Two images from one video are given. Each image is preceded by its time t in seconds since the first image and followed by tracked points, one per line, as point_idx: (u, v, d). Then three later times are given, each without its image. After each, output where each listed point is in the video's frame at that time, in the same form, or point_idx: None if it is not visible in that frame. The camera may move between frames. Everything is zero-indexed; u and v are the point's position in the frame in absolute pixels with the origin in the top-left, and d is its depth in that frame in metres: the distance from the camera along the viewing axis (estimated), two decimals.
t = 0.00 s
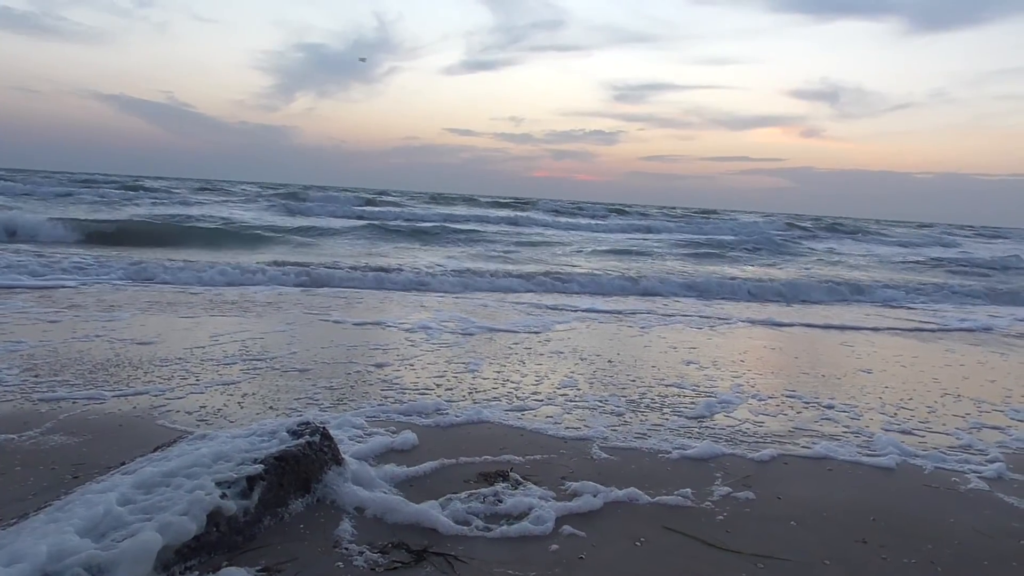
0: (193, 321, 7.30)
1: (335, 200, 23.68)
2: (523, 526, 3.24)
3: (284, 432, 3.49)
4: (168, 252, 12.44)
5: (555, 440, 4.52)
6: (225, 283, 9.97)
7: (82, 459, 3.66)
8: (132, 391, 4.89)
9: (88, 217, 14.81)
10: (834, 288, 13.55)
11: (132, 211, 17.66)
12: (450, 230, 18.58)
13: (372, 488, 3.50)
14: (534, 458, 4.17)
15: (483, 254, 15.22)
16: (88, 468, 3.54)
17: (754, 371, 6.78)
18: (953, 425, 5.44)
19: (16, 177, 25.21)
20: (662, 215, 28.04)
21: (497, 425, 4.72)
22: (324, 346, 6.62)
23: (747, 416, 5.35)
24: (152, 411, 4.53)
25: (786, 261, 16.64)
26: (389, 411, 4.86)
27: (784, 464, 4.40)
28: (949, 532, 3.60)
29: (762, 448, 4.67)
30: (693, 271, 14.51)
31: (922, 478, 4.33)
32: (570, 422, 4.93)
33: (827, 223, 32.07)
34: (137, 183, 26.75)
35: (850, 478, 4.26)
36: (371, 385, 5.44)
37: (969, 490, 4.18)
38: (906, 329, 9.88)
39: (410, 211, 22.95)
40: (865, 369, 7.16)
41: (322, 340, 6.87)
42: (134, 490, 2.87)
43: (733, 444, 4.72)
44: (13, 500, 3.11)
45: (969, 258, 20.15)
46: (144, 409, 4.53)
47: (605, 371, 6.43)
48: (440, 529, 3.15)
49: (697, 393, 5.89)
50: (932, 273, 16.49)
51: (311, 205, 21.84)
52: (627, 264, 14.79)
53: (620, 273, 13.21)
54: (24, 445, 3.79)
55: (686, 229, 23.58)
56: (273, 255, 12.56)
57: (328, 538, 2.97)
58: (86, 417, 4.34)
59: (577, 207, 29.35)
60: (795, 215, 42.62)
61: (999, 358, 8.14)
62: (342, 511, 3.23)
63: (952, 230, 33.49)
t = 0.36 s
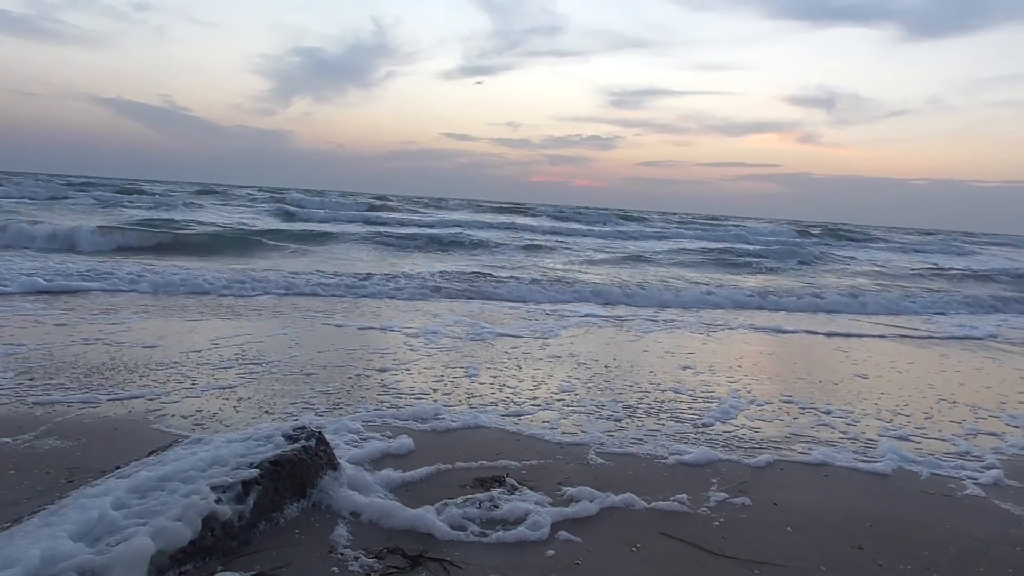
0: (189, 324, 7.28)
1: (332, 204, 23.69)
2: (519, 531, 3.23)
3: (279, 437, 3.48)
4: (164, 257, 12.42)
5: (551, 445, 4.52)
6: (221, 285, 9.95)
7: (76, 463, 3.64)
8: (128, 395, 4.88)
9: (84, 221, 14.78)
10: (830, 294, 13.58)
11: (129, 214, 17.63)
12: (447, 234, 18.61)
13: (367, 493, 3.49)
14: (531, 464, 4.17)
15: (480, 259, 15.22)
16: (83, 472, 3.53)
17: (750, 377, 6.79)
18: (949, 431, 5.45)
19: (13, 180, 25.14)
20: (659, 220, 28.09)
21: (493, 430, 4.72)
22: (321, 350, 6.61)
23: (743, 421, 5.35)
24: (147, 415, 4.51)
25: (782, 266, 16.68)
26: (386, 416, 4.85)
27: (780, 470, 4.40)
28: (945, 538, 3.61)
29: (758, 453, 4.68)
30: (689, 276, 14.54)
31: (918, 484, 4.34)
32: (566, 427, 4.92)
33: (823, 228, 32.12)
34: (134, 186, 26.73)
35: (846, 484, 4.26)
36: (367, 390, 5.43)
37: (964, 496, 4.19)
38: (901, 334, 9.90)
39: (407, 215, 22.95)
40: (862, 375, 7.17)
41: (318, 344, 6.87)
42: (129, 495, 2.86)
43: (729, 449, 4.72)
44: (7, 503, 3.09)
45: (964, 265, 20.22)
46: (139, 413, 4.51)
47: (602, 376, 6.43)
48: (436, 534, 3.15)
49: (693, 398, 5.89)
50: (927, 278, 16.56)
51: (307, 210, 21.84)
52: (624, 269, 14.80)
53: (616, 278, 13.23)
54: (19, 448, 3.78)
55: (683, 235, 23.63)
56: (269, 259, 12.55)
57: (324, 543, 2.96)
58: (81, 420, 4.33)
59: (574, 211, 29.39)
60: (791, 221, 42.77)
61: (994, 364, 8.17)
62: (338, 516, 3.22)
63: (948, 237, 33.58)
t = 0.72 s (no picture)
0: (185, 325, 7.26)
1: (330, 207, 23.67)
2: (515, 535, 3.23)
3: (275, 438, 3.47)
4: (161, 259, 12.40)
5: (547, 449, 4.52)
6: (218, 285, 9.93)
7: (71, 464, 3.63)
8: (123, 396, 4.86)
9: (81, 224, 14.75)
10: (827, 299, 13.60)
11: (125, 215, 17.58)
12: (444, 238, 18.62)
13: (363, 495, 3.48)
14: (527, 467, 4.17)
15: (477, 262, 15.22)
16: (77, 473, 3.51)
17: (747, 381, 6.80)
18: (945, 437, 5.46)
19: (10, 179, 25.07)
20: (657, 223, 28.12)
21: (489, 433, 4.71)
22: (318, 352, 6.60)
23: (739, 426, 5.35)
24: (143, 416, 4.50)
25: (780, 270, 16.69)
26: (382, 418, 4.84)
27: (776, 475, 4.40)
28: (941, 544, 3.61)
29: (754, 458, 4.68)
30: (687, 280, 14.55)
31: (914, 490, 4.34)
32: (562, 430, 4.92)
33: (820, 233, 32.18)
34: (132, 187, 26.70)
35: (842, 489, 4.26)
36: (364, 392, 5.42)
37: (960, 502, 4.20)
38: (898, 340, 9.92)
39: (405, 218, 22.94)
40: (858, 380, 7.18)
41: (314, 345, 6.86)
42: (124, 496, 2.85)
43: (726, 454, 4.72)
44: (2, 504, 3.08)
45: (961, 271, 20.25)
46: (135, 414, 4.50)
47: (599, 380, 6.43)
48: (432, 536, 3.14)
49: (690, 402, 5.90)
50: (923, 283, 16.62)
51: (305, 212, 21.83)
52: (621, 273, 14.81)
53: (614, 283, 13.24)
54: (14, 449, 3.77)
55: (680, 238, 23.66)
56: (267, 261, 12.54)
57: (319, 546, 2.95)
58: (76, 421, 4.31)
59: (572, 215, 29.39)
60: (789, 226, 42.84)
61: (989, 370, 8.20)
62: (333, 518, 3.21)
63: (944, 242, 33.66)
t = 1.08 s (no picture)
0: (181, 325, 7.25)
1: (328, 207, 23.65)
2: (510, 536, 3.23)
3: (271, 439, 3.47)
4: (158, 258, 12.39)
5: (543, 450, 4.52)
6: (215, 284, 9.90)
7: (66, 462, 3.62)
8: (119, 395, 4.86)
9: (78, 225, 14.71)
10: (823, 302, 13.63)
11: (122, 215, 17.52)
12: (442, 239, 18.63)
13: (359, 496, 3.48)
14: (522, 468, 4.17)
15: (475, 264, 15.22)
16: (72, 472, 3.51)
17: (743, 384, 6.82)
18: (941, 440, 5.47)
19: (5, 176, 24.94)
20: (654, 226, 28.15)
21: (485, 434, 4.71)
22: (314, 352, 6.60)
23: (735, 428, 5.36)
24: (138, 415, 4.49)
25: (776, 272, 16.72)
26: (378, 419, 4.84)
27: (772, 478, 4.41)
28: (936, 547, 3.62)
29: (750, 461, 4.68)
30: (684, 283, 14.57)
31: (909, 493, 4.35)
32: (558, 432, 4.93)
33: (817, 236, 32.25)
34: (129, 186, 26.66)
35: (837, 493, 4.27)
36: (360, 392, 5.42)
37: (955, 506, 4.21)
38: (894, 343, 9.93)
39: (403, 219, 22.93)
40: (854, 383, 7.21)
41: (312, 345, 6.86)
42: (119, 495, 2.85)
43: (721, 456, 4.73)
44: None
45: (957, 275, 20.29)
46: (130, 414, 4.49)
47: (595, 381, 6.44)
48: (427, 537, 3.14)
49: (686, 404, 5.91)
50: (919, 286, 16.67)
51: (303, 212, 21.81)
52: (618, 275, 14.82)
53: (611, 286, 13.25)
54: (9, 447, 3.75)
55: (678, 241, 23.67)
56: (264, 262, 12.53)
57: (314, 546, 2.95)
58: (72, 420, 4.30)
59: (569, 217, 29.41)
60: (786, 229, 42.94)
61: (985, 374, 8.23)
62: (328, 518, 3.21)
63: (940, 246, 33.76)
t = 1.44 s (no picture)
0: (176, 327, 7.23)
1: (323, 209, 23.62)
2: (505, 538, 3.23)
3: (266, 441, 3.46)
4: (153, 259, 12.36)
5: (539, 452, 4.52)
6: (210, 287, 9.88)
7: (61, 465, 3.61)
8: (113, 398, 4.84)
9: (72, 228, 14.66)
10: (817, 304, 13.67)
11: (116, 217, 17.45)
12: (438, 241, 18.64)
13: (354, 498, 3.48)
14: (518, 470, 4.17)
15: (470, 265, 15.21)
16: (66, 475, 3.49)
17: (738, 385, 6.84)
18: (935, 441, 5.50)
19: None
20: (650, 227, 28.20)
21: (480, 436, 4.72)
22: (309, 354, 6.59)
23: (730, 430, 5.38)
24: (133, 418, 4.47)
25: (771, 274, 16.76)
26: (373, 421, 4.84)
27: (767, 479, 4.42)
28: (930, 548, 3.64)
29: (745, 463, 4.70)
30: (679, 284, 14.60)
31: (903, 494, 4.38)
32: (553, 434, 4.93)
33: (812, 238, 32.34)
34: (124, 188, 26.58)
35: (832, 494, 4.29)
36: (355, 395, 5.42)
37: (950, 507, 4.23)
38: (889, 344, 9.97)
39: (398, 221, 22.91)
40: (848, 384, 7.24)
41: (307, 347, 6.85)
42: (113, 498, 2.84)
43: (717, 458, 4.74)
44: None
45: (951, 276, 20.37)
46: (125, 416, 4.48)
47: (590, 383, 6.45)
48: (422, 540, 3.14)
49: (681, 406, 5.91)
50: (913, 287, 16.76)
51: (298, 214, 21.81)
52: (614, 277, 14.84)
53: (606, 289, 13.27)
54: (2, 450, 3.74)
55: (674, 242, 23.71)
56: (259, 265, 12.50)
57: (309, 549, 2.95)
58: (66, 423, 4.29)
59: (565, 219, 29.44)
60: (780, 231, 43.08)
61: (979, 375, 8.27)
62: (323, 521, 3.21)
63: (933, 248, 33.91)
